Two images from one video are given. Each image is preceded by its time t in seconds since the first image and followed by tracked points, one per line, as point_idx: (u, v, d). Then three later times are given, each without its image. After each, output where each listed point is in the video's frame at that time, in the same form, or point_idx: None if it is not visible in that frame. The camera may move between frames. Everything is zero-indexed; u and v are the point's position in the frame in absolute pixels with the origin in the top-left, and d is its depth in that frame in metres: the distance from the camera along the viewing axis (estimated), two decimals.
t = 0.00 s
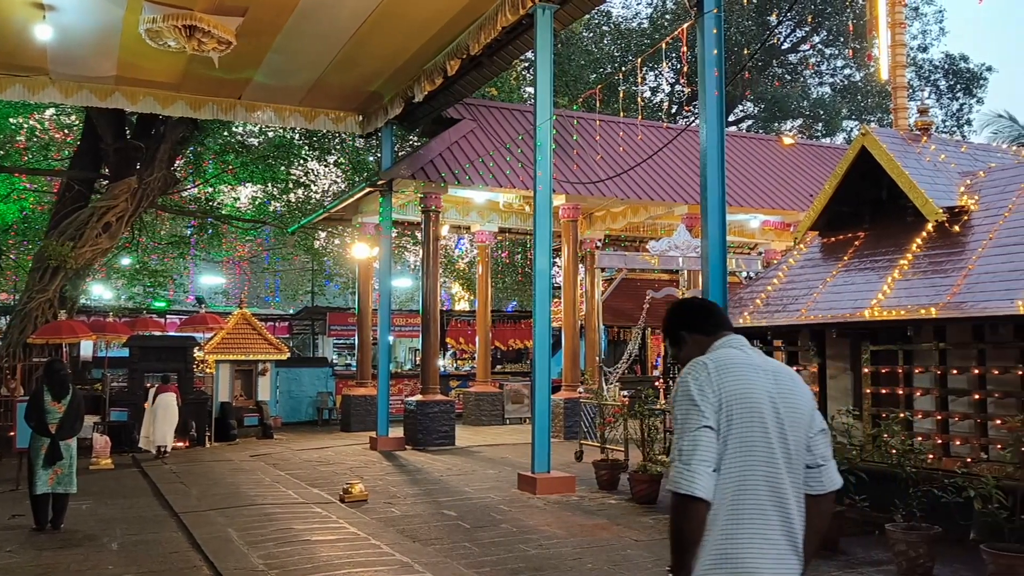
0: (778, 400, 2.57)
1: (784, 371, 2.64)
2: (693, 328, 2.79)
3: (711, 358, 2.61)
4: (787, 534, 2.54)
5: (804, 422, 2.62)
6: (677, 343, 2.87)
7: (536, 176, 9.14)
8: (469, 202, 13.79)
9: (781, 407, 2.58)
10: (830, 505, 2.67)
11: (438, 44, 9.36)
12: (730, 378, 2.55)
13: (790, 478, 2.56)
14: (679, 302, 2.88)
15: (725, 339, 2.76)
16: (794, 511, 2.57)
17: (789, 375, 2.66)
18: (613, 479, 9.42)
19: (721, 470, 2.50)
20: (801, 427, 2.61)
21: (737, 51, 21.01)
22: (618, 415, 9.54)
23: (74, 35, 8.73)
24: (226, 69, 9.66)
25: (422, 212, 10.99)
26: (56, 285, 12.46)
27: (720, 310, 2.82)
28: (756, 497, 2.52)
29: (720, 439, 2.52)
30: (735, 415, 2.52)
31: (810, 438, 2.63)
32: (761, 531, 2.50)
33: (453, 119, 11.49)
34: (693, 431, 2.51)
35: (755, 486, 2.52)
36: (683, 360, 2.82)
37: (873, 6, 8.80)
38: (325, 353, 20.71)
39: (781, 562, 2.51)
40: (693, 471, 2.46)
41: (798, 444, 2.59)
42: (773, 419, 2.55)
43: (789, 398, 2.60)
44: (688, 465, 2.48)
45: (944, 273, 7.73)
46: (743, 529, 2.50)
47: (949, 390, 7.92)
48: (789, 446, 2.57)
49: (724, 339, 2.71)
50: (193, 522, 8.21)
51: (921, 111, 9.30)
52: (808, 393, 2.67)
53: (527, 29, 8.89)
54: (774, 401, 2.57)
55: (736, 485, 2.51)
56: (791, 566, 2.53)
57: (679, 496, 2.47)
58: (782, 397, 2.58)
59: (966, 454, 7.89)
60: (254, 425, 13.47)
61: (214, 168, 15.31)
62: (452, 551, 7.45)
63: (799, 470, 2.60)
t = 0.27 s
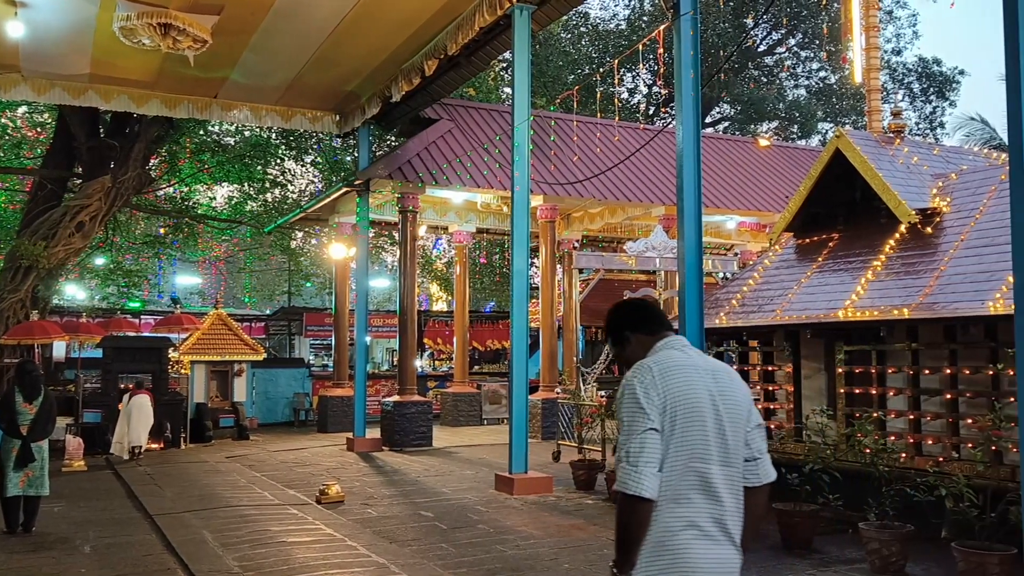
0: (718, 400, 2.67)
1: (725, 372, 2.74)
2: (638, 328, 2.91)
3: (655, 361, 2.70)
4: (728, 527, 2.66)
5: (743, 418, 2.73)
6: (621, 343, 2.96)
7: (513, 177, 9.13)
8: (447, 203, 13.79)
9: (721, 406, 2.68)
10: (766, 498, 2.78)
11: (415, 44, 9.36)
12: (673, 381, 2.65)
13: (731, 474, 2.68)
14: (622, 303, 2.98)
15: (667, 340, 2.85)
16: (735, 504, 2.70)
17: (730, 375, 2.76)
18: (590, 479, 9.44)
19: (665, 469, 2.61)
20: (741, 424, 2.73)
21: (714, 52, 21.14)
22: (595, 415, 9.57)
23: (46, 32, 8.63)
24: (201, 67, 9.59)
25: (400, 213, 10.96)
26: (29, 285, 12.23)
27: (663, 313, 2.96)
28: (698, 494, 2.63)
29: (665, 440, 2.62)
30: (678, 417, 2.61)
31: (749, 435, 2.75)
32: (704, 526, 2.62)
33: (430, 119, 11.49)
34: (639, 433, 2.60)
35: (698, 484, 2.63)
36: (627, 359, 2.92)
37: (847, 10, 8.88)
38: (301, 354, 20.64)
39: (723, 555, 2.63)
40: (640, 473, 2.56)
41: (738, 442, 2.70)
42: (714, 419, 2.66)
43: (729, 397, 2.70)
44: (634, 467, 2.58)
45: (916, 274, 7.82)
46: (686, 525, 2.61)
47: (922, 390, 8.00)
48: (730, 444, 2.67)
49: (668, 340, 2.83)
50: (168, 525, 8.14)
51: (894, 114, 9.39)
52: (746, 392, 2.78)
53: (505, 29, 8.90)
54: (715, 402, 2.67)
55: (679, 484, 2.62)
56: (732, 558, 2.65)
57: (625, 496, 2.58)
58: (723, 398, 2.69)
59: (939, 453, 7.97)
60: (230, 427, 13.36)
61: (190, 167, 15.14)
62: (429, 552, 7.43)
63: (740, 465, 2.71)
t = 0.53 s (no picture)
0: (651, 409, 2.69)
1: (657, 381, 2.76)
2: (575, 337, 2.91)
3: (590, 371, 2.71)
4: (661, 533, 2.68)
5: (675, 426, 2.75)
6: (557, 351, 2.95)
7: (489, 177, 9.12)
8: (424, 203, 13.79)
9: (654, 415, 2.70)
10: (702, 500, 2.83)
11: (391, 44, 9.35)
12: (606, 392, 2.65)
13: (664, 480, 2.70)
14: (559, 311, 2.98)
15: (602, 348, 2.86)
16: (668, 510, 2.72)
17: (663, 383, 2.77)
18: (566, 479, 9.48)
19: (599, 479, 2.62)
20: (673, 431, 2.75)
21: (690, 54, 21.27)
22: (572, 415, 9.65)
23: (17, 29, 8.50)
24: (175, 65, 9.51)
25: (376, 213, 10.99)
26: None
27: (599, 321, 2.96)
28: (632, 501, 2.65)
29: (599, 451, 2.62)
30: (611, 428, 2.62)
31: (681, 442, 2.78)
32: (638, 533, 2.64)
33: (407, 118, 11.48)
34: (574, 445, 2.60)
35: (632, 492, 2.64)
36: (564, 369, 2.91)
37: (821, 13, 8.95)
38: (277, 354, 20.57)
39: (656, 560, 2.66)
40: (574, 483, 2.58)
41: (671, 449, 2.73)
42: (647, 428, 2.67)
43: (662, 405, 2.72)
44: (568, 478, 2.59)
45: (888, 275, 7.89)
46: (620, 533, 2.62)
47: (894, 390, 8.08)
48: (664, 451, 2.69)
49: (603, 350, 2.83)
50: (140, 527, 8.05)
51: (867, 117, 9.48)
52: (679, 399, 2.80)
53: (481, 29, 8.90)
54: (649, 411, 2.68)
55: (613, 493, 2.63)
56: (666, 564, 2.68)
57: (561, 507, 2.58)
58: (656, 406, 2.70)
59: (910, 452, 8.06)
60: (204, 428, 13.31)
61: (163, 166, 14.89)
62: (404, 553, 7.40)
63: (673, 471, 2.74)
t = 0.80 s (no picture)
0: (589, 409, 2.84)
1: (596, 379, 2.90)
2: (522, 338, 3.05)
3: (531, 374, 2.88)
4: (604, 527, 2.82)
5: (615, 423, 2.90)
6: (506, 352, 3.11)
7: (470, 177, 9.10)
8: (405, 203, 13.77)
9: (593, 413, 2.85)
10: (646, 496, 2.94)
11: (372, 44, 9.34)
12: (544, 393, 2.82)
13: (604, 476, 2.85)
14: (508, 314, 3.12)
15: (546, 350, 3.00)
16: (610, 505, 2.86)
17: (604, 382, 2.92)
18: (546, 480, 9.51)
19: (540, 476, 2.79)
20: (613, 429, 2.89)
21: (671, 56, 21.37)
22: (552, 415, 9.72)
23: None
24: (155, 63, 9.44)
25: (357, 213, 11.07)
26: None
27: (546, 322, 3.09)
28: (574, 498, 2.80)
29: (537, 449, 2.79)
30: (549, 427, 2.79)
31: (621, 438, 2.92)
32: (580, 526, 2.79)
33: (388, 118, 11.47)
34: (513, 445, 2.79)
35: (573, 488, 2.79)
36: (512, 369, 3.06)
37: (801, 15, 9.02)
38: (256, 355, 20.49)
39: (599, 551, 2.80)
40: (513, 481, 2.76)
41: (610, 446, 2.87)
42: (586, 426, 2.82)
43: (600, 404, 2.87)
44: (508, 476, 2.77)
45: (866, 276, 7.95)
46: (562, 529, 2.77)
47: (871, 390, 8.15)
48: (602, 448, 2.85)
49: (548, 350, 2.98)
50: (118, 529, 7.97)
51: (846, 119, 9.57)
52: (618, 397, 2.94)
53: (463, 29, 8.89)
54: (585, 410, 2.83)
55: (553, 489, 2.80)
56: (609, 554, 2.82)
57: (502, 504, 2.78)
58: (593, 405, 2.85)
59: (887, 452, 8.12)
60: (183, 429, 13.35)
61: (142, 165, 14.64)
62: (385, 554, 7.38)
63: (614, 468, 2.88)
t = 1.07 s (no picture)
0: (522, 403, 2.87)
1: (530, 377, 2.92)
2: (461, 334, 3.04)
3: (464, 368, 2.91)
4: (533, 521, 2.83)
5: (546, 419, 2.92)
6: (445, 348, 3.11)
7: (447, 177, 9.09)
8: (381, 203, 13.78)
9: (525, 407, 2.88)
10: (583, 489, 3.02)
11: (349, 43, 9.31)
12: (473, 387, 2.84)
13: (534, 470, 2.87)
14: (450, 309, 3.13)
15: (483, 346, 3.02)
16: (536, 502, 2.86)
17: (539, 378, 2.96)
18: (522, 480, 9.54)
19: (465, 468, 2.81)
20: (544, 424, 2.92)
21: (647, 57, 21.47)
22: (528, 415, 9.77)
23: None
24: (128, 61, 9.34)
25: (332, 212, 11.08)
26: None
27: (486, 318, 3.08)
28: (501, 490, 2.81)
29: (464, 442, 2.81)
30: (476, 421, 2.81)
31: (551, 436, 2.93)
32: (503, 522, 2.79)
33: (365, 118, 11.45)
34: (439, 436, 2.81)
35: (498, 481, 2.80)
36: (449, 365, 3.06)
37: (775, 17, 9.07)
38: (232, 355, 20.41)
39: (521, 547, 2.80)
40: (437, 472, 2.78)
41: (539, 443, 2.88)
42: (517, 420, 2.85)
43: (531, 401, 2.89)
44: (433, 467, 2.79)
45: (839, 277, 8.03)
46: (485, 521, 2.77)
47: (844, 390, 8.22)
48: (533, 442, 2.87)
49: (484, 347, 2.99)
50: (88, 531, 7.88)
51: (819, 122, 9.65)
52: (551, 395, 2.96)
53: (440, 30, 8.83)
54: (514, 406, 2.85)
55: (478, 482, 2.81)
56: (532, 551, 2.82)
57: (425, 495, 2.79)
58: (524, 401, 2.87)
59: (860, 451, 8.20)
60: (156, 430, 13.18)
61: (115, 163, 14.52)
62: (360, 555, 7.35)
63: (542, 465, 2.89)
